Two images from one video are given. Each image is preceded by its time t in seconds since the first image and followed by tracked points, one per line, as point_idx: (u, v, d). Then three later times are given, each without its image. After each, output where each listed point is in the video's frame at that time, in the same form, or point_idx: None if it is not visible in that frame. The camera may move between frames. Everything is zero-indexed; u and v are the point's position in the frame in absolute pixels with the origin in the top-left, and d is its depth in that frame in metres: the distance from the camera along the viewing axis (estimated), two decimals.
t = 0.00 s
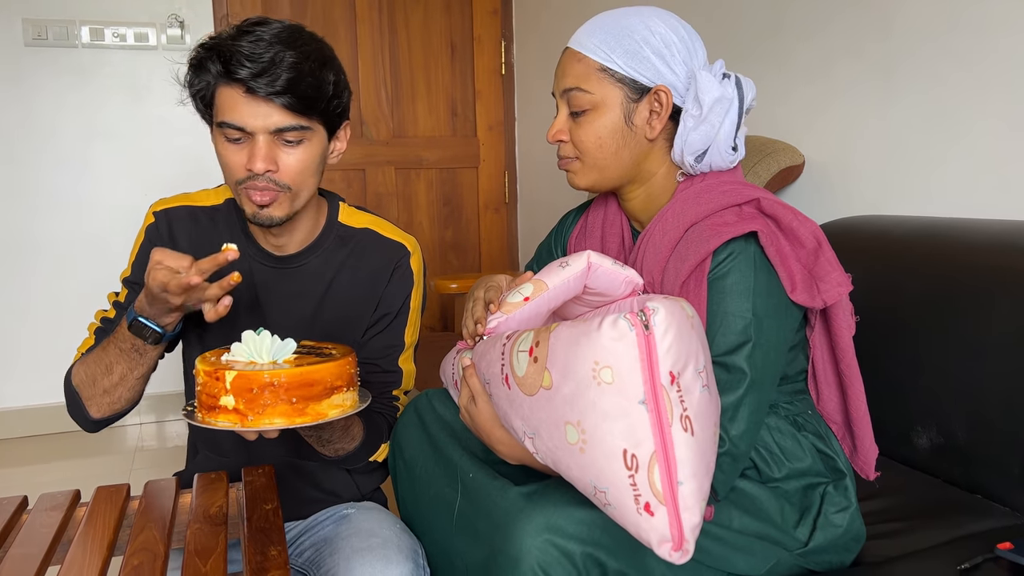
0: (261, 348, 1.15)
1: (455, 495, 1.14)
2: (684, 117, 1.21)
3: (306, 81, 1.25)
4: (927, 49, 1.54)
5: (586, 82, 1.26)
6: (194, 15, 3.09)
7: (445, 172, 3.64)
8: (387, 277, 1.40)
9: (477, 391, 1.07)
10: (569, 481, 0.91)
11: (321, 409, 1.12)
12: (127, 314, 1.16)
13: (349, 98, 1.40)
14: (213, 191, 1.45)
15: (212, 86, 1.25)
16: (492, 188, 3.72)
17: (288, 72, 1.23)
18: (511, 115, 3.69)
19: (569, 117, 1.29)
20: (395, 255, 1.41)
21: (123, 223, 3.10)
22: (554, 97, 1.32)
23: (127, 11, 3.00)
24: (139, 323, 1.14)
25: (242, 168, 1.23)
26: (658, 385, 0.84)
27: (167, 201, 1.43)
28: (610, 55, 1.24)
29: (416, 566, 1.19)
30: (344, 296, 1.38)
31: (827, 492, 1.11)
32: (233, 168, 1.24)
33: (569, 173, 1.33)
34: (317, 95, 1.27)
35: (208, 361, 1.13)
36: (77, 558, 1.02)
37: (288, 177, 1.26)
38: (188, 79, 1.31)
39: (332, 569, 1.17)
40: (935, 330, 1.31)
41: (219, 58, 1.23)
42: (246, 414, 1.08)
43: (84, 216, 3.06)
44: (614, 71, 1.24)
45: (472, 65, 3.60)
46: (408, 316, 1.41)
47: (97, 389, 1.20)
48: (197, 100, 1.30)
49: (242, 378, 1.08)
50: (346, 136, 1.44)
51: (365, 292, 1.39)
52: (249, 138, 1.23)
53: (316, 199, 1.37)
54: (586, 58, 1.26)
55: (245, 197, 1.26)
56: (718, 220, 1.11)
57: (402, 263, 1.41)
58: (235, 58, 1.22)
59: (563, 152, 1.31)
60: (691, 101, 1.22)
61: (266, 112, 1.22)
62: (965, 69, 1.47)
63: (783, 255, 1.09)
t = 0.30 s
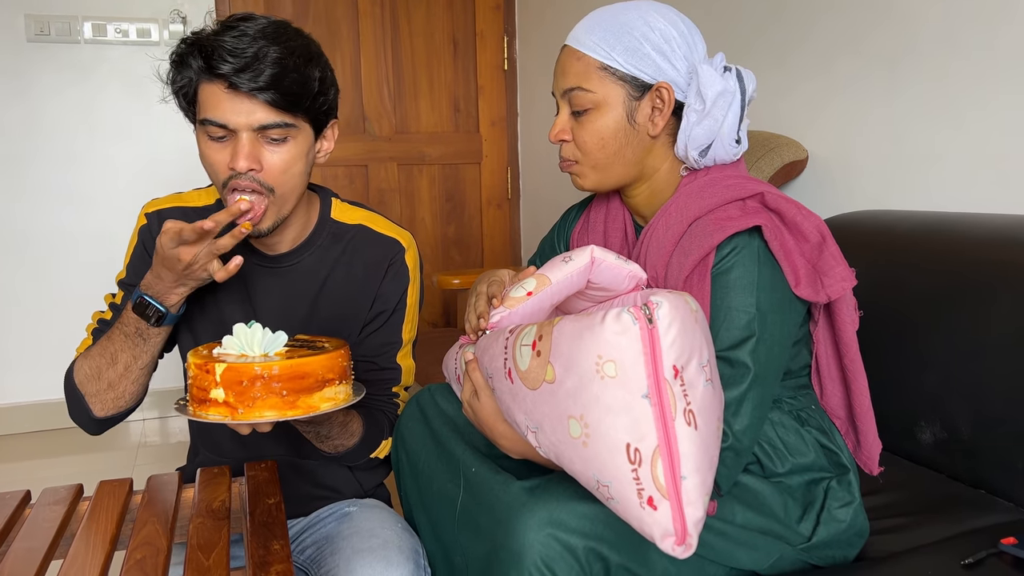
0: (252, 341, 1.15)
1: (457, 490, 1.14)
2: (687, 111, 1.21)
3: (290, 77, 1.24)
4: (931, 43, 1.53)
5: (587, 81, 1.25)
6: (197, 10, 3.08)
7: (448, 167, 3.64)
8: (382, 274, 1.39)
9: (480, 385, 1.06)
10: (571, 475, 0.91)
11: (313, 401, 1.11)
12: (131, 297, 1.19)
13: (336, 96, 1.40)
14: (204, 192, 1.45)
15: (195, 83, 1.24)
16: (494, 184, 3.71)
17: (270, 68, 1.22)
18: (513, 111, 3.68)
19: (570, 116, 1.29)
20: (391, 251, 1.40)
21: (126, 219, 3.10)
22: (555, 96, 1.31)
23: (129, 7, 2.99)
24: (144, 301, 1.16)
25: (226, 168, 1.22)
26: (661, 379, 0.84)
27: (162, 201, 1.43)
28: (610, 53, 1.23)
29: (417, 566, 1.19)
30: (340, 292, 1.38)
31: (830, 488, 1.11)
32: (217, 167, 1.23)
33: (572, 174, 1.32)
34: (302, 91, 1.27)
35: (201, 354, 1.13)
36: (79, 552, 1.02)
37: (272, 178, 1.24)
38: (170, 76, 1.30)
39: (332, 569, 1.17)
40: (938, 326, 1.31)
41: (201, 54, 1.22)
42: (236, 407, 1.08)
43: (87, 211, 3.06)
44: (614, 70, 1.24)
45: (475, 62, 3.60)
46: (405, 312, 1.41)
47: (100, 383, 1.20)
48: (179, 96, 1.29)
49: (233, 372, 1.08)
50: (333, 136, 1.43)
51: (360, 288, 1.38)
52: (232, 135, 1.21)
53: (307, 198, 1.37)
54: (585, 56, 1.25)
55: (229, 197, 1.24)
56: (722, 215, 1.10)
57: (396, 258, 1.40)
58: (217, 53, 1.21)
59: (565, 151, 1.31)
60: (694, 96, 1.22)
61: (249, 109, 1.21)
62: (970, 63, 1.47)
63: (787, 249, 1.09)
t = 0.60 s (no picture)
0: (245, 342, 1.15)
1: (460, 488, 1.15)
2: (710, 99, 1.21)
3: (283, 80, 1.24)
4: (934, 41, 1.53)
5: (610, 101, 1.19)
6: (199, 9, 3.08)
7: (450, 165, 3.64)
8: (382, 272, 1.40)
9: (483, 383, 1.07)
10: (574, 472, 0.91)
11: (307, 401, 1.11)
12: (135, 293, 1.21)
13: (332, 97, 1.39)
14: (201, 193, 1.45)
15: (189, 88, 1.24)
16: (496, 182, 3.71)
17: (263, 72, 1.21)
18: (515, 109, 3.68)
19: (594, 139, 1.21)
20: (391, 250, 1.40)
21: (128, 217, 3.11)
22: (567, 122, 1.23)
23: (132, 5, 3.00)
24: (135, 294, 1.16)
25: (221, 172, 1.22)
26: (664, 377, 0.84)
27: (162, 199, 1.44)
28: (626, 66, 1.18)
29: (420, 566, 1.19)
30: (340, 292, 1.38)
31: (832, 485, 1.11)
32: (213, 171, 1.23)
33: (604, 193, 1.26)
34: (296, 94, 1.26)
35: (195, 356, 1.13)
36: (84, 550, 1.02)
37: (267, 181, 1.24)
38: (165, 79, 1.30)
39: (336, 568, 1.17)
40: (940, 324, 1.31)
41: (195, 59, 1.22)
42: (230, 407, 1.08)
43: (90, 209, 3.06)
44: (634, 84, 1.19)
45: (476, 60, 3.60)
46: (406, 311, 1.41)
47: (94, 380, 1.21)
48: (175, 100, 1.29)
49: (226, 372, 1.08)
50: (330, 135, 1.43)
51: (360, 287, 1.39)
52: (226, 139, 1.21)
53: (305, 196, 1.37)
54: (601, 77, 1.19)
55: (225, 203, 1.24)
56: (726, 213, 1.10)
57: (396, 257, 1.41)
58: (210, 58, 1.21)
59: (591, 175, 1.24)
60: (711, 83, 1.22)
61: (243, 115, 1.20)
62: (972, 61, 1.46)
63: (791, 247, 1.09)
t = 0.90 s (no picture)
0: (247, 346, 1.15)
1: (460, 486, 1.15)
2: (717, 94, 1.22)
3: (281, 83, 1.24)
4: (935, 38, 1.53)
5: (622, 106, 1.17)
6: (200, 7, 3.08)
7: (450, 164, 3.64)
8: (383, 273, 1.40)
9: (483, 382, 1.07)
10: (574, 472, 0.92)
11: (308, 406, 1.12)
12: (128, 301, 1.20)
13: (330, 98, 1.39)
14: (202, 193, 1.45)
15: (187, 91, 1.23)
16: (497, 180, 3.71)
17: (260, 76, 1.21)
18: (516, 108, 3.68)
19: (604, 146, 1.19)
20: (392, 250, 1.40)
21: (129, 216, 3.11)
22: (576, 129, 1.20)
23: (133, 4, 3.00)
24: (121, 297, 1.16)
25: (219, 174, 1.22)
26: (664, 377, 0.84)
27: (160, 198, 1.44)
28: (637, 70, 1.16)
29: (421, 565, 1.19)
30: (341, 292, 1.38)
31: (833, 484, 1.11)
32: (211, 173, 1.23)
33: (614, 199, 1.24)
34: (293, 97, 1.26)
35: (196, 360, 1.13)
36: (85, 548, 1.02)
37: (267, 182, 1.24)
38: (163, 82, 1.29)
39: (336, 567, 1.18)
40: (940, 323, 1.31)
41: (193, 62, 1.22)
42: (231, 413, 1.08)
43: (91, 208, 3.06)
44: (645, 88, 1.17)
45: (477, 58, 3.60)
46: (407, 311, 1.41)
47: (86, 382, 1.22)
48: (173, 102, 1.28)
49: (227, 378, 1.08)
50: (330, 134, 1.43)
51: (361, 287, 1.39)
52: (224, 142, 1.21)
53: (305, 195, 1.37)
54: (611, 83, 1.17)
55: (226, 204, 1.25)
56: (727, 213, 1.10)
57: (397, 257, 1.41)
58: (207, 61, 1.21)
59: (600, 181, 1.21)
60: (716, 79, 1.23)
61: (241, 117, 1.20)
62: (972, 59, 1.46)
63: (792, 246, 1.09)
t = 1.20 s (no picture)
0: (253, 346, 1.15)
1: (462, 485, 1.15)
2: (723, 94, 1.22)
3: (286, 82, 1.23)
4: (936, 37, 1.52)
5: (629, 107, 1.17)
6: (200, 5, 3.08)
7: (451, 163, 3.64)
8: (387, 272, 1.40)
9: (484, 380, 1.07)
10: (576, 470, 0.92)
11: (315, 406, 1.12)
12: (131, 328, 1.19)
13: (336, 94, 1.39)
14: (205, 192, 1.45)
15: (193, 91, 1.23)
16: (497, 179, 3.71)
17: (265, 75, 1.21)
18: (517, 107, 3.68)
19: (610, 146, 1.19)
20: (397, 249, 1.40)
21: (130, 214, 3.11)
22: (582, 129, 1.19)
23: (134, 3, 3.00)
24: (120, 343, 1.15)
25: (225, 173, 1.22)
26: (666, 376, 0.84)
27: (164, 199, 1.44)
28: (644, 70, 1.16)
29: (423, 566, 1.19)
30: (345, 292, 1.38)
31: (834, 483, 1.11)
32: (216, 172, 1.23)
33: (619, 199, 1.24)
34: (298, 95, 1.25)
35: (202, 359, 1.14)
36: (87, 547, 1.02)
37: (273, 180, 1.24)
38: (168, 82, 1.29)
39: (338, 567, 1.18)
40: (941, 322, 1.31)
41: (198, 61, 1.22)
42: (238, 412, 1.09)
43: (92, 207, 3.06)
44: (653, 88, 1.17)
45: (478, 57, 3.59)
46: (411, 311, 1.41)
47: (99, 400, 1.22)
48: (179, 102, 1.29)
49: (233, 377, 1.08)
50: (335, 132, 1.43)
51: (366, 287, 1.39)
52: (231, 141, 1.21)
53: (309, 194, 1.37)
54: (618, 83, 1.16)
55: (232, 203, 1.25)
56: (729, 211, 1.10)
57: (401, 256, 1.40)
58: (212, 61, 1.21)
59: (606, 182, 1.21)
60: (721, 79, 1.23)
61: (247, 117, 1.20)
62: (973, 59, 1.46)
63: (794, 245, 1.09)
